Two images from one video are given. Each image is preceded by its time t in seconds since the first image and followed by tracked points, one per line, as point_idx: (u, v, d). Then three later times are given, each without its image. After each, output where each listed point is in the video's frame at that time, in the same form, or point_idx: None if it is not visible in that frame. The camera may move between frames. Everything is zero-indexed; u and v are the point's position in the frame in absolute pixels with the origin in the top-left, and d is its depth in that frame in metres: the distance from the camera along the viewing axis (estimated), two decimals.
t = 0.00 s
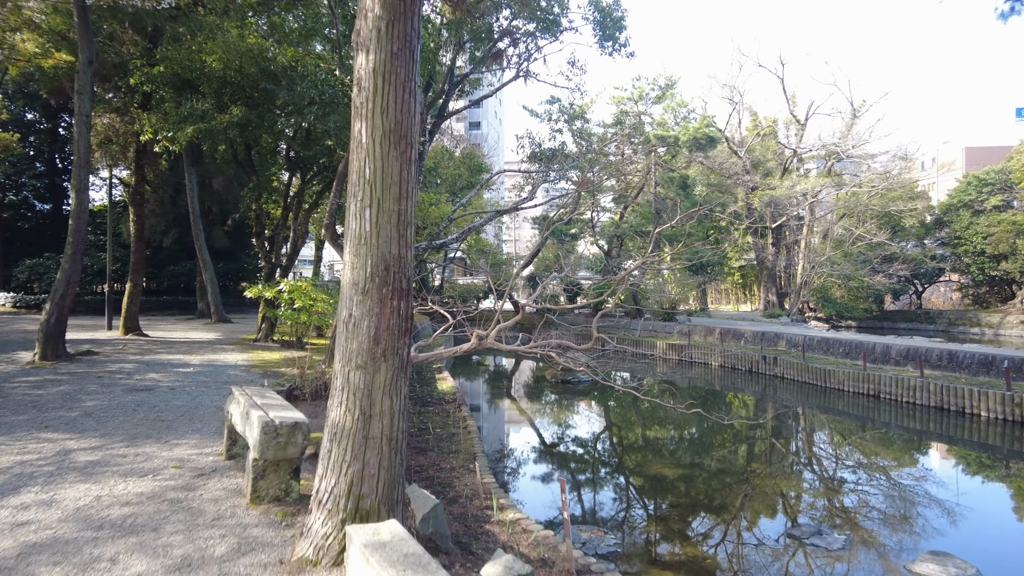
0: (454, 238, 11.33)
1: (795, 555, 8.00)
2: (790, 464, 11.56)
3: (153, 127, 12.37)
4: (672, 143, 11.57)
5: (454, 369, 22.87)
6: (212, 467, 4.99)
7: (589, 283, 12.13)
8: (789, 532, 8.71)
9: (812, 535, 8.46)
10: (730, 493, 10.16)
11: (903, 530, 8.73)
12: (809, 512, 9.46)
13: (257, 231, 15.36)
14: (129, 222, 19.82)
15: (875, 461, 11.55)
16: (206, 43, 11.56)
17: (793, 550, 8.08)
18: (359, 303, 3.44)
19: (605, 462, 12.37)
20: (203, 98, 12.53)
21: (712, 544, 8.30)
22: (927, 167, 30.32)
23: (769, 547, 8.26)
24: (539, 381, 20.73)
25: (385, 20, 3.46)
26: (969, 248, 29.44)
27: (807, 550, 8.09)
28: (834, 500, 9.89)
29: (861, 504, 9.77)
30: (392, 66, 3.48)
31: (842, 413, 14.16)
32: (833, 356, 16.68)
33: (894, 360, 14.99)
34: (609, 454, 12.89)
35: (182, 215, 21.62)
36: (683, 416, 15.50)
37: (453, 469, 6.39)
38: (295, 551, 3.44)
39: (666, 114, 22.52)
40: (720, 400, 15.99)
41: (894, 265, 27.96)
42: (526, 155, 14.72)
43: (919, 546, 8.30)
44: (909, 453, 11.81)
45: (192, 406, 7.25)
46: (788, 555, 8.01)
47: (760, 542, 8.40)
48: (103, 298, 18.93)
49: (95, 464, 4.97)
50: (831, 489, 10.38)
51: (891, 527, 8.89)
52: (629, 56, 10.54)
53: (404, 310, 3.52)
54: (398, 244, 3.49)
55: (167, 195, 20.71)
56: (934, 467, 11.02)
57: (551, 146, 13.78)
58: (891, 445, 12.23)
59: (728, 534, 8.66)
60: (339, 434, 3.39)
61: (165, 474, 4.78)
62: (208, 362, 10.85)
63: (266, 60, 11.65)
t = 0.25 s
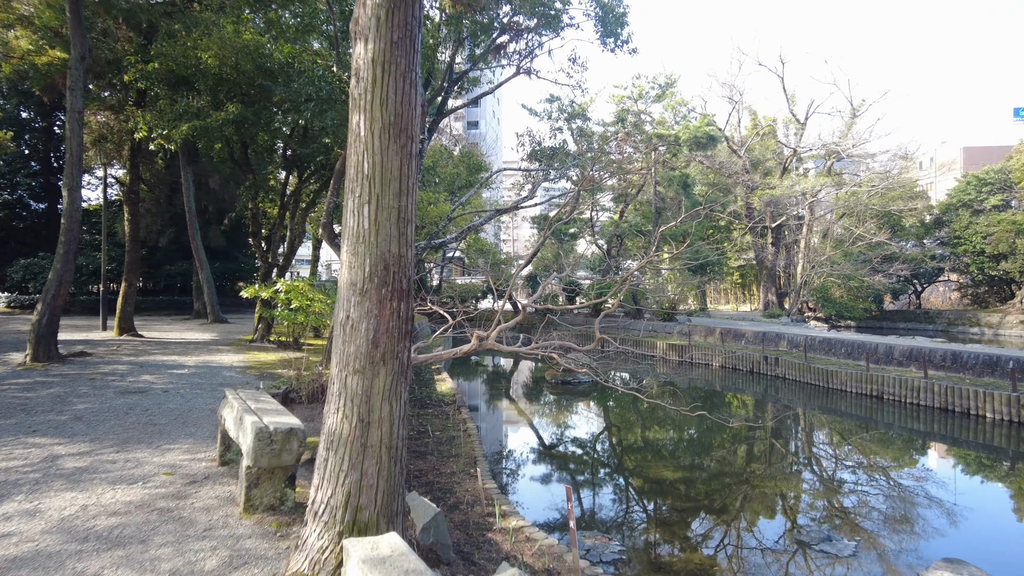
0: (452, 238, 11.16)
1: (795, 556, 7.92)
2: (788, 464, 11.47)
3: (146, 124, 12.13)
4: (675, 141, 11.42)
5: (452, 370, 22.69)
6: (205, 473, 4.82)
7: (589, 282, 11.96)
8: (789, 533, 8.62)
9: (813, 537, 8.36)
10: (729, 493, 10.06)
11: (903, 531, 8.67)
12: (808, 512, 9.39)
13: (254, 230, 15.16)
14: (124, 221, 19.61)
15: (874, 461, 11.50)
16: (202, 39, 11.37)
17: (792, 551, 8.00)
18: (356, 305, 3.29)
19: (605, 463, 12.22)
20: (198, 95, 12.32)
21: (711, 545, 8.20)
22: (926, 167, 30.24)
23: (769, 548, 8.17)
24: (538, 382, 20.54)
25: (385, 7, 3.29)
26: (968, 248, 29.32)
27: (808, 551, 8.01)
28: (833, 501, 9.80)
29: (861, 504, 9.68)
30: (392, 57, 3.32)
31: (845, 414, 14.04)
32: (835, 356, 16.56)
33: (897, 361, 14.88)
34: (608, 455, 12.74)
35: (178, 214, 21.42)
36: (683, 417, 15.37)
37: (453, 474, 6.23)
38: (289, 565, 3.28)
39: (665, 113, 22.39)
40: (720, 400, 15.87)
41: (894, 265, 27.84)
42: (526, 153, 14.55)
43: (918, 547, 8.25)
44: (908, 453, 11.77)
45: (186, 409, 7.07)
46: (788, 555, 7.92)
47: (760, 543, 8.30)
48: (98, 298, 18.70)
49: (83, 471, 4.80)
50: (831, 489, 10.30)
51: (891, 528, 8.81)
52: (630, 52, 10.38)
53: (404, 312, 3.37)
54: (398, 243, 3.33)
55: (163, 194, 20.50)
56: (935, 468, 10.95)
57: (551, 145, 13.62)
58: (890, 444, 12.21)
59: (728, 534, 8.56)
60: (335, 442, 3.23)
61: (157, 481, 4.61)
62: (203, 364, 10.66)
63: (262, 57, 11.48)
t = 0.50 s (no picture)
0: (451, 236, 10.96)
1: (795, 557, 7.87)
2: (787, 464, 11.35)
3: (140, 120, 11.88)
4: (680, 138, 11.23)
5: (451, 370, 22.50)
6: (196, 479, 4.62)
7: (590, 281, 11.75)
8: (788, 535, 8.52)
9: (815, 539, 8.26)
10: (728, 494, 9.94)
11: (903, 531, 8.62)
12: (807, 512, 9.32)
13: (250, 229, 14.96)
14: (118, 220, 19.35)
15: (874, 460, 11.44)
16: (196, 33, 11.15)
17: (791, 551, 7.96)
18: (354, 303, 3.10)
19: (604, 463, 12.05)
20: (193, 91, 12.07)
21: (710, 545, 8.12)
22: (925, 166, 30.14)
23: (768, 549, 8.11)
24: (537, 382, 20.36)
25: None
26: (968, 248, 29.20)
27: (806, 552, 7.93)
28: (832, 501, 9.68)
29: (861, 505, 9.56)
30: (391, 39, 3.13)
31: (848, 414, 13.90)
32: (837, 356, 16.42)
33: (901, 361, 14.72)
34: (608, 455, 12.56)
35: (174, 213, 21.20)
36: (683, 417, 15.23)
37: (454, 478, 6.05)
38: None
39: (665, 111, 22.23)
40: (720, 400, 15.72)
41: (894, 265, 27.70)
42: (526, 151, 14.36)
43: (919, 548, 8.16)
44: (907, 452, 11.73)
45: (178, 411, 6.85)
46: (787, 557, 7.83)
47: (759, 544, 8.20)
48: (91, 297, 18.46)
49: (68, 477, 4.60)
50: (831, 488, 10.22)
51: (890, 529, 8.71)
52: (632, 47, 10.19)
53: (404, 310, 3.18)
54: (398, 237, 3.15)
55: (158, 193, 20.26)
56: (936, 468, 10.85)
57: (552, 142, 13.44)
58: (889, 444, 12.13)
59: (728, 534, 8.48)
60: (332, 449, 3.04)
61: (145, 487, 4.41)
62: (197, 364, 10.44)
63: (258, 52, 11.28)
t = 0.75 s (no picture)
0: (452, 237, 10.75)
1: (796, 559, 7.84)
2: (787, 466, 11.33)
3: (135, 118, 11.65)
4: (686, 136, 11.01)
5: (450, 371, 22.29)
6: (192, 492, 4.42)
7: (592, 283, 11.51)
8: (790, 537, 8.49)
9: (820, 544, 8.16)
10: (727, 495, 9.87)
11: (905, 533, 8.59)
12: (808, 515, 9.27)
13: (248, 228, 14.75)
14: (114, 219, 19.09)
15: (873, 462, 11.40)
16: (193, 29, 10.93)
17: (792, 553, 7.93)
18: (361, 311, 2.90)
19: (605, 465, 11.86)
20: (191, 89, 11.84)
21: (711, 547, 8.06)
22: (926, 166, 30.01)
23: (769, 551, 8.07)
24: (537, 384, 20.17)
25: None
26: (968, 248, 29.12)
27: (808, 555, 7.91)
28: (832, 503, 9.66)
29: (862, 507, 9.54)
30: (401, 28, 2.93)
31: (854, 417, 13.75)
32: (842, 358, 16.28)
33: (906, 363, 14.57)
34: (608, 457, 12.37)
35: (170, 213, 20.96)
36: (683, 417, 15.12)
37: (459, 487, 5.86)
38: None
39: (667, 110, 22.05)
40: (722, 401, 15.57)
41: (895, 266, 27.59)
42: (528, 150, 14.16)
43: (921, 549, 8.11)
44: (907, 453, 11.72)
45: (174, 417, 6.63)
46: (788, 559, 7.79)
47: (760, 546, 8.17)
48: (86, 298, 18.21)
49: (57, 491, 4.39)
50: (831, 491, 10.16)
51: (891, 531, 8.69)
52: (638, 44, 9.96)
53: (414, 318, 2.98)
54: (408, 240, 2.95)
55: (154, 192, 20.02)
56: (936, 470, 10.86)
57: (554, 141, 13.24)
58: (888, 445, 12.13)
59: (729, 535, 8.42)
60: (338, 467, 2.85)
61: (138, 502, 4.21)
62: (194, 367, 10.21)
63: (257, 48, 11.07)
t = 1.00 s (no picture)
0: (451, 236, 10.57)
1: (796, 560, 7.75)
2: (784, 466, 11.27)
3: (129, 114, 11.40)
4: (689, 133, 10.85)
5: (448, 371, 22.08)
6: (182, 500, 4.24)
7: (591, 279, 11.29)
8: (789, 538, 8.41)
9: (821, 547, 8.06)
10: (725, 495, 9.76)
11: (906, 535, 8.50)
12: (808, 516, 9.17)
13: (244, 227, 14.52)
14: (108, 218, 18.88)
15: (873, 462, 11.33)
16: (189, 23, 10.74)
17: (792, 555, 7.83)
18: (359, 312, 2.74)
19: (604, 467, 11.71)
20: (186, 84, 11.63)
21: (711, 548, 7.94)
22: (926, 166, 29.90)
23: (768, 552, 7.98)
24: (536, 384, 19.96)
25: None
26: (968, 248, 29.04)
27: (807, 556, 7.84)
28: (832, 504, 9.58)
29: (862, 508, 9.47)
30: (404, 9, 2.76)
31: (857, 418, 13.61)
32: (844, 359, 16.16)
33: (910, 364, 14.43)
34: (607, 458, 12.21)
35: (166, 211, 20.74)
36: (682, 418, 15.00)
37: (459, 493, 5.68)
38: None
39: (667, 109, 21.89)
40: (723, 402, 15.43)
41: (895, 266, 27.47)
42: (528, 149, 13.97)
43: (921, 551, 8.01)
44: (907, 454, 11.65)
45: (167, 420, 6.44)
46: (788, 560, 7.73)
47: (760, 546, 8.10)
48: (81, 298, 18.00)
49: (42, 498, 4.22)
50: (831, 492, 10.07)
51: (891, 532, 8.63)
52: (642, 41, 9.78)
53: (416, 319, 2.81)
54: (409, 238, 2.79)
55: (150, 190, 19.83)
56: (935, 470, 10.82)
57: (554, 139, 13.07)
58: (887, 446, 12.08)
59: (730, 536, 8.31)
60: (336, 478, 2.69)
61: (127, 510, 4.04)
62: (189, 368, 10.02)
63: (252, 44, 10.84)
